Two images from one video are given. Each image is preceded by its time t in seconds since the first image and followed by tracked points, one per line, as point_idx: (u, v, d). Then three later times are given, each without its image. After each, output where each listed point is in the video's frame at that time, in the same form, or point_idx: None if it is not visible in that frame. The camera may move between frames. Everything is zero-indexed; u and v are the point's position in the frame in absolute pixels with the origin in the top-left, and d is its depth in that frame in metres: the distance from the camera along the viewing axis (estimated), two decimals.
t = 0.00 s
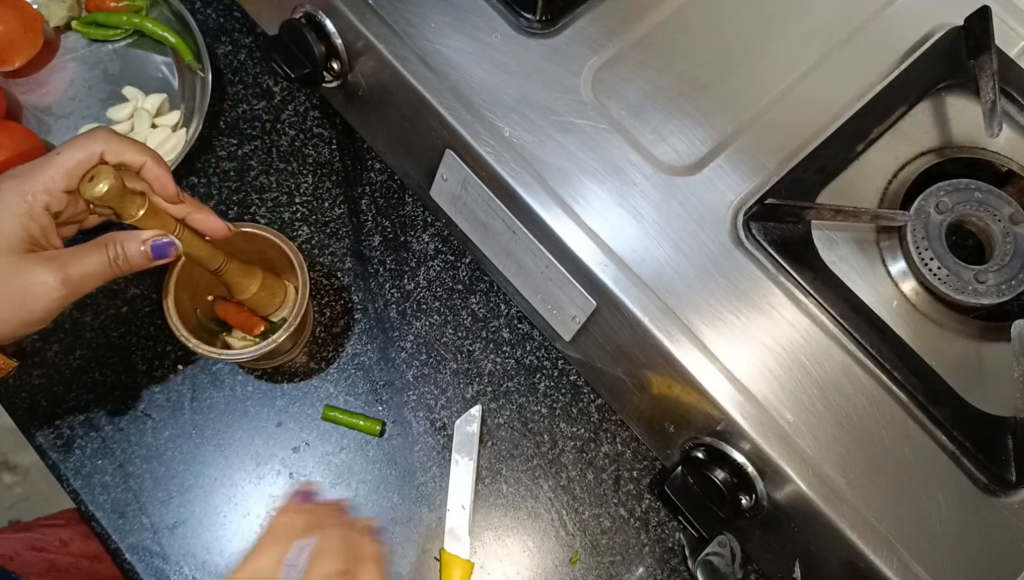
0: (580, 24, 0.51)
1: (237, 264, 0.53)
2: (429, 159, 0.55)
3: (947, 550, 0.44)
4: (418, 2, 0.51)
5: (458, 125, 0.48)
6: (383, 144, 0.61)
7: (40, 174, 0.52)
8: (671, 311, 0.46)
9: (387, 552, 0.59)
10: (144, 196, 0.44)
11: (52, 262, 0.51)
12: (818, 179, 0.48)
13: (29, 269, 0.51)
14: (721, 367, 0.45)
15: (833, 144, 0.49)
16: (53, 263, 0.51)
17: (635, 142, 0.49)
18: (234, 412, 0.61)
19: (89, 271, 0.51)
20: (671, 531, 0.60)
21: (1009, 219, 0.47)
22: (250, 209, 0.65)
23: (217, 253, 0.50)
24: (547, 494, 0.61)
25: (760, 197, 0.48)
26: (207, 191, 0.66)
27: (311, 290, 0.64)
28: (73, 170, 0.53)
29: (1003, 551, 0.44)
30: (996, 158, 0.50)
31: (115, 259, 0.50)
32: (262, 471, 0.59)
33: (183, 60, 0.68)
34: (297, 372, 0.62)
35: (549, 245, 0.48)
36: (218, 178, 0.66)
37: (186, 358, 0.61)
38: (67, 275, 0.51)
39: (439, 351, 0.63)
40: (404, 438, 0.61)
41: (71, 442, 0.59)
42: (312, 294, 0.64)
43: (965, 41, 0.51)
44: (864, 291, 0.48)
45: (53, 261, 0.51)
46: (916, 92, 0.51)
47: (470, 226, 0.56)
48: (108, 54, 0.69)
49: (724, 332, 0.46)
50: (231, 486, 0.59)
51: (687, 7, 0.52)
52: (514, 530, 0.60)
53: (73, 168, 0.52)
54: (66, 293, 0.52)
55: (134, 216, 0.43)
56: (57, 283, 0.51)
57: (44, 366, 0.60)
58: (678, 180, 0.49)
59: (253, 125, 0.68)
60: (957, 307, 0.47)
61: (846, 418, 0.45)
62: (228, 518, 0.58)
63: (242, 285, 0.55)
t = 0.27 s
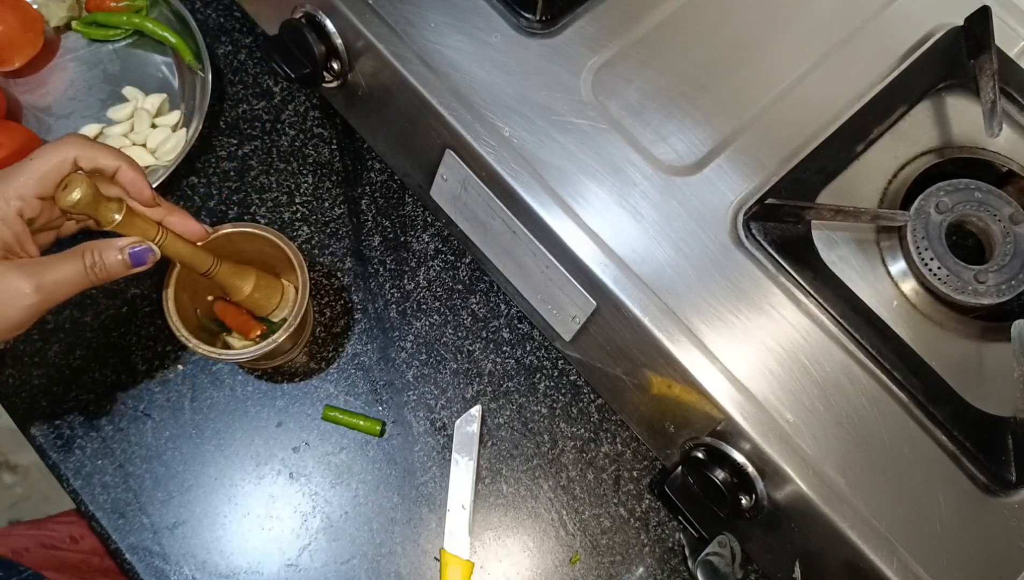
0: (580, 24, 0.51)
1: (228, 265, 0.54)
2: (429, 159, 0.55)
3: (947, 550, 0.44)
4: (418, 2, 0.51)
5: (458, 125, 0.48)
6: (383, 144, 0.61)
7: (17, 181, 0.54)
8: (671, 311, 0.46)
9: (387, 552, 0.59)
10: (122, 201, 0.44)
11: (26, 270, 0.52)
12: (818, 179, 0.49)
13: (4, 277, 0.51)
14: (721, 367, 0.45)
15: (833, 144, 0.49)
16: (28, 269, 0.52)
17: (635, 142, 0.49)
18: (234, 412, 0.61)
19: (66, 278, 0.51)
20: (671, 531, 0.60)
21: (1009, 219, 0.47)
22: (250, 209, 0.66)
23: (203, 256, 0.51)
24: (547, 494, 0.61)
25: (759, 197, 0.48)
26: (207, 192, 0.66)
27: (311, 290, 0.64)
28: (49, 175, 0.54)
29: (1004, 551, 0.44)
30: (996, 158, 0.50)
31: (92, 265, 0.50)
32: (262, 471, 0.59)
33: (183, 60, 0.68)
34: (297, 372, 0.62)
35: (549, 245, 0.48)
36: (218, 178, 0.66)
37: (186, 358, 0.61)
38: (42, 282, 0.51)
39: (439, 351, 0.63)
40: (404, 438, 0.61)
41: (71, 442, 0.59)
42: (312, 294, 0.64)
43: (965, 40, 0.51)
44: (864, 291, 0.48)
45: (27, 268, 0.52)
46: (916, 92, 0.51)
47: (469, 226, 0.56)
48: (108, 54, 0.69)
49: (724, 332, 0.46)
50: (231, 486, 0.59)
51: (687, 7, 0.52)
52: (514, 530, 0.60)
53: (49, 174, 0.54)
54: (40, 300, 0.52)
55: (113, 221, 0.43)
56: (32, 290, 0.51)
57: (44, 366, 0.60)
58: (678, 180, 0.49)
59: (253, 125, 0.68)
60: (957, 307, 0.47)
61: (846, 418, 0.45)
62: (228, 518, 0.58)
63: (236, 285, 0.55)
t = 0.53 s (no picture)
0: (580, 24, 0.51)
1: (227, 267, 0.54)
2: (429, 159, 0.55)
3: (947, 550, 0.44)
4: (418, 2, 0.51)
5: (458, 125, 0.48)
6: (384, 144, 0.61)
7: (17, 184, 0.54)
8: (671, 311, 0.46)
9: (387, 552, 0.59)
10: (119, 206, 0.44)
11: (25, 274, 0.51)
12: (818, 179, 0.49)
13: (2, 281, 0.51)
14: (721, 367, 0.45)
15: (833, 144, 0.49)
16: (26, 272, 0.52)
17: (635, 141, 0.49)
18: (234, 412, 0.61)
19: (63, 282, 0.51)
20: (671, 531, 0.60)
21: (1009, 219, 0.47)
22: (250, 208, 0.65)
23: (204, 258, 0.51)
24: (547, 494, 0.61)
25: (759, 197, 0.48)
26: (207, 192, 0.66)
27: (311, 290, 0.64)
28: (50, 179, 0.54)
29: (1004, 551, 0.44)
30: (996, 158, 0.50)
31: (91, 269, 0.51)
32: (262, 471, 0.59)
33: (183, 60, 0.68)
34: (296, 372, 0.62)
35: (549, 245, 0.48)
36: (218, 178, 0.66)
37: (186, 358, 0.61)
38: (41, 286, 0.51)
39: (439, 351, 0.63)
40: (404, 438, 0.61)
41: (71, 442, 0.59)
42: (312, 294, 0.64)
43: (965, 41, 0.51)
44: (864, 291, 0.48)
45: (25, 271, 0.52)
46: (916, 93, 0.51)
47: (469, 226, 0.56)
48: (108, 54, 0.69)
49: (724, 332, 0.46)
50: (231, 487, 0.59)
51: (687, 7, 0.52)
52: (514, 529, 0.60)
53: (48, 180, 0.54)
54: (38, 304, 0.52)
55: (110, 226, 0.43)
56: (29, 293, 0.51)
57: (44, 366, 0.60)
58: (678, 180, 0.49)
59: (253, 125, 0.68)
60: (957, 307, 0.47)
61: (846, 418, 0.45)
62: (228, 518, 0.58)
63: (235, 286, 0.55)
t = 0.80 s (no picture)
0: (580, 24, 0.51)
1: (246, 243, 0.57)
2: (429, 159, 0.55)
3: (947, 550, 0.44)
4: (418, 2, 0.51)
5: (458, 125, 0.48)
6: (383, 144, 0.61)
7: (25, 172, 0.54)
8: (672, 311, 0.46)
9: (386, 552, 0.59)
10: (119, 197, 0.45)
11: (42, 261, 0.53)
12: (818, 179, 0.49)
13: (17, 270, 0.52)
14: (721, 367, 0.45)
15: (833, 144, 0.49)
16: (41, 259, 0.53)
17: (635, 141, 0.49)
18: (234, 412, 0.61)
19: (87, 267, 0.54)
20: (671, 531, 0.60)
21: (1009, 219, 0.47)
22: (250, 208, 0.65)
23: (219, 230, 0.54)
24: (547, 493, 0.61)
25: (760, 197, 0.48)
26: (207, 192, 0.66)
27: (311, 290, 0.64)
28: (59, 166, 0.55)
29: (1003, 551, 0.44)
30: (996, 158, 0.50)
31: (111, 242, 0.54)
32: (262, 471, 0.59)
33: (167, 33, 0.67)
34: (296, 373, 0.62)
35: (549, 245, 0.48)
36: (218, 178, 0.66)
37: (186, 358, 0.61)
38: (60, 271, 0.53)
39: (439, 351, 0.63)
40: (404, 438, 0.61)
41: (71, 442, 0.59)
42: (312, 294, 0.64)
43: (965, 41, 0.51)
44: (864, 291, 0.48)
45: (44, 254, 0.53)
46: (916, 93, 0.51)
47: (470, 226, 0.56)
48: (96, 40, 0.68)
49: (724, 332, 0.46)
50: (230, 487, 0.59)
51: (687, 7, 0.52)
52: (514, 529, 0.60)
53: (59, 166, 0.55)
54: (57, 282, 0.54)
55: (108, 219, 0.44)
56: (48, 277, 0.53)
57: (44, 366, 0.60)
58: (679, 180, 0.49)
59: (253, 125, 0.67)
60: (957, 307, 0.47)
61: (846, 418, 0.45)
62: (228, 518, 0.58)
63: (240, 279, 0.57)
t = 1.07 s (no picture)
0: (580, 24, 0.51)
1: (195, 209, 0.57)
2: (429, 159, 0.55)
3: (947, 550, 0.44)
4: (418, 2, 0.51)
5: (458, 125, 0.48)
6: (383, 144, 0.61)
7: None
8: (672, 311, 0.46)
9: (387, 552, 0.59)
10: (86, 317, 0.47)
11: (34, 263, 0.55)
12: (818, 179, 0.49)
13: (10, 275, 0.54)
14: (721, 367, 0.45)
15: (833, 144, 0.49)
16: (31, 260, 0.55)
17: (635, 141, 0.49)
18: (234, 411, 0.61)
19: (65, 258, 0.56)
20: (671, 531, 0.60)
21: (1009, 219, 0.47)
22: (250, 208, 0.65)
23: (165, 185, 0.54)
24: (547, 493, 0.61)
25: (760, 197, 0.48)
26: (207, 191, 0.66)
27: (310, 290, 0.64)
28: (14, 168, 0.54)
29: (1003, 551, 0.44)
30: (995, 158, 0.50)
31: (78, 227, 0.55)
32: (262, 471, 0.59)
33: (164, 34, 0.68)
34: (296, 373, 0.62)
35: (549, 245, 0.48)
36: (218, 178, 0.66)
37: (186, 358, 0.61)
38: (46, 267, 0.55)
39: (439, 351, 0.63)
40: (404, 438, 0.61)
41: (71, 442, 0.59)
42: (312, 294, 0.64)
43: (965, 41, 0.51)
44: (864, 291, 0.48)
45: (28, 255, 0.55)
46: (916, 93, 0.51)
47: (469, 226, 0.56)
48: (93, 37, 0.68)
49: (724, 332, 0.46)
50: (230, 487, 0.59)
51: (687, 7, 0.52)
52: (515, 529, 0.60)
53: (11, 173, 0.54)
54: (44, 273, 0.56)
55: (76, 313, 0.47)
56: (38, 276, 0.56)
57: (44, 366, 0.60)
58: (679, 179, 0.49)
59: (253, 125, 0.67)
60: (957, 307, 0.47)
61: (846, 418, 0.45)
62: (228, 518, 0.58)
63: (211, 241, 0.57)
